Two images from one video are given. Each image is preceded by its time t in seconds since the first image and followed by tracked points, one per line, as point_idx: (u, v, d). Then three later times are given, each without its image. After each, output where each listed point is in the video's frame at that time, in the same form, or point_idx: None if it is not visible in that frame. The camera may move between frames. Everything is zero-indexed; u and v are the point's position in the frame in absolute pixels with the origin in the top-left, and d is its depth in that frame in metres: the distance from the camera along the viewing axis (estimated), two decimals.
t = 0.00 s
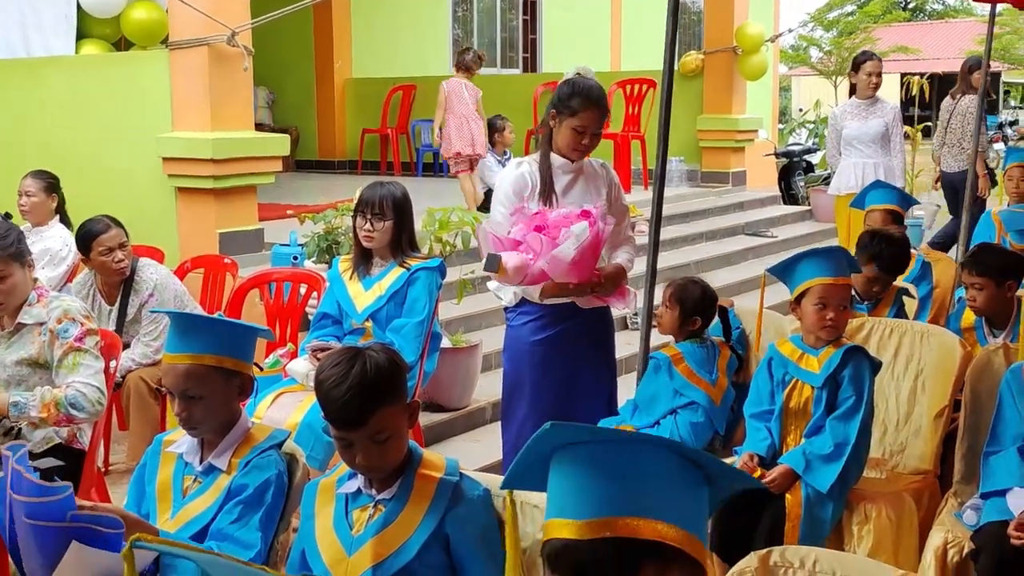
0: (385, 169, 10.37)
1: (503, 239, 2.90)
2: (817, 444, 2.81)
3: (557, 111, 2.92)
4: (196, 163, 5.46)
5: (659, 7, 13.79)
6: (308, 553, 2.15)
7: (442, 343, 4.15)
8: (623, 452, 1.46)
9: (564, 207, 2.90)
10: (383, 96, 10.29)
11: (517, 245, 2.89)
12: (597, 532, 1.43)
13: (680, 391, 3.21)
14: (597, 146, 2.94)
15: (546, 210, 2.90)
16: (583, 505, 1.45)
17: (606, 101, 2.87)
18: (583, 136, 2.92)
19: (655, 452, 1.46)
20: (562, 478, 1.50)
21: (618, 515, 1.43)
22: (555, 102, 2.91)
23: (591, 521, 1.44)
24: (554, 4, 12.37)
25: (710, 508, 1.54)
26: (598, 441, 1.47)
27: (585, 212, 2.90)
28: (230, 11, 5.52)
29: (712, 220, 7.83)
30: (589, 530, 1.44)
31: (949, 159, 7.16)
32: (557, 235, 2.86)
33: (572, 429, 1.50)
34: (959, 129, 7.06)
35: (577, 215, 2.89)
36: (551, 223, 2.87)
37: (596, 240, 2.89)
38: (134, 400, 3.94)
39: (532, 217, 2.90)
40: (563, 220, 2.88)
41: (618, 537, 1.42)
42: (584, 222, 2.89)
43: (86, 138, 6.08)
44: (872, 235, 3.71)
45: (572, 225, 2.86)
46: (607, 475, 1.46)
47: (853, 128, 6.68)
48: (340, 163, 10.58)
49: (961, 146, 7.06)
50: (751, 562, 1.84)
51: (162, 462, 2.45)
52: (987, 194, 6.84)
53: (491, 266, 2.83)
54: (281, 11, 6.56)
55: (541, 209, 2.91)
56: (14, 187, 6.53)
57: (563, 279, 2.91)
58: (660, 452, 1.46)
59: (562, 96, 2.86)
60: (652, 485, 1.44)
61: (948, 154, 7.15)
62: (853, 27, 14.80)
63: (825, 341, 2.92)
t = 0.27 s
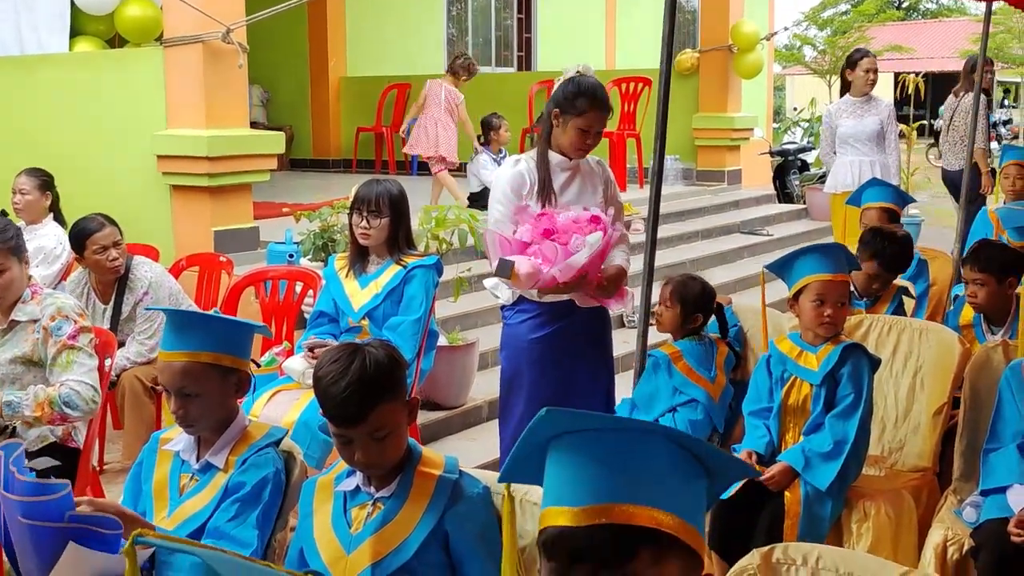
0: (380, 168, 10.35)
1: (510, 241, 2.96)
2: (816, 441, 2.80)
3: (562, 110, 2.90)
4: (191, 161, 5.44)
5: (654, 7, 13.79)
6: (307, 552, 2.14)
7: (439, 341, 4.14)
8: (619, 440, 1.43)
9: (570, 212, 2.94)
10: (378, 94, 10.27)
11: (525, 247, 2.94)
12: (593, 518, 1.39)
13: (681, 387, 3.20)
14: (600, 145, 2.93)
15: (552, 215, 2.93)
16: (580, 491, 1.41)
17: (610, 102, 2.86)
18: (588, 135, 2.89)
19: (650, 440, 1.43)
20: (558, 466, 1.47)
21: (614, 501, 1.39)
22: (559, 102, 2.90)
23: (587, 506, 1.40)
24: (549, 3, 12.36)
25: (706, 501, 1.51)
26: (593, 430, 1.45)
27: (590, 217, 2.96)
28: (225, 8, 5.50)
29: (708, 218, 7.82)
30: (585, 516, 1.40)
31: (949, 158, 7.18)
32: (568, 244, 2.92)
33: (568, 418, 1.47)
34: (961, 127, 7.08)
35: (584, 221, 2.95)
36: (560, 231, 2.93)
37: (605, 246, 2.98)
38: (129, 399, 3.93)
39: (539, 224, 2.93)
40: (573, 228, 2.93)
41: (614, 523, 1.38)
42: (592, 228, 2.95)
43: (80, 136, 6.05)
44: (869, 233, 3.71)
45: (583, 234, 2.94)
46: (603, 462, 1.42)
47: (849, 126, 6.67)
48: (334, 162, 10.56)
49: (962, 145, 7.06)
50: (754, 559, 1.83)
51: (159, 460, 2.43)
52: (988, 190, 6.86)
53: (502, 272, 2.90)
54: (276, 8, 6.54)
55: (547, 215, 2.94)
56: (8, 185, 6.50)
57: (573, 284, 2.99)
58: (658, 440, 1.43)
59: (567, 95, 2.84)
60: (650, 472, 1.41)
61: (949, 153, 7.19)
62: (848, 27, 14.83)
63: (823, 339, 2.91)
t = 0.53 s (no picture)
0: (376, 168, 10.34)
1: (507, 247, 2.95)
2: (812, 443, 2.80)
3: (563, 111, 2.89)
4: (186, 161, 5.43)
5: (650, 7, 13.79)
6: (300, 554, 2.13)
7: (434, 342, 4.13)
8: (614, 440, 1.42)
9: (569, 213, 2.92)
10: (374, 94, 10.26)
11: (523, 253, 2.93)
12: (588, 518, 1.38)
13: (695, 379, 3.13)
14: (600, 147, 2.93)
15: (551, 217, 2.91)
16: (576, 492, 1.40)
17: (611, 103, 2.86)
18: (588, 137, 2.89)
19: (645, 440, 1.42)
20: (553, 467, 1.45)
21: (611, 501, 1.38)
22: (560, 104, 2.89)
23: (583, 507, 1.38)
24: (545, 3, 12.35)
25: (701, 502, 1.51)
26: (587, 431, 1.43)
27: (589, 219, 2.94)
28: (218, 8, 5.49)
29: (703, 218, 7.82)
30: (581, 517, 1.38)
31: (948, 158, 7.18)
32: (568, 244, 2.89)
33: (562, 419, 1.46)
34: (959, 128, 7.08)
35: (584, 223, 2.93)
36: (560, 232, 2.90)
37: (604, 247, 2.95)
38: (123, 400, 3.92)
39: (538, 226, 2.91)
40: (572, 229, 2.90)
41: (610, 524, 1.36)
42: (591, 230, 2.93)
43: (74, 137, 6.04)
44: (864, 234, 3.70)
45: (581, 233, 2.90)
46: (596, 462, 1.41)
47: (844, 126, 6.65)
48: (330, 163, 10.54)
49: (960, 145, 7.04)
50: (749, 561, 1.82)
51: (152, 462, 2.42)
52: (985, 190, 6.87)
53: (503, 275, 2.88)
54: (270, 8, 6.52)
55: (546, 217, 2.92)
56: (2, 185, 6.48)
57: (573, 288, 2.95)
58: (652, 441, 1.42)
59: (570, 97, 2.83)
60: (646, 472, 1.40)
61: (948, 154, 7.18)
62: (843, 27, 14.85)
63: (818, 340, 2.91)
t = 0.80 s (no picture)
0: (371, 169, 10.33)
1: (510, 247, 2.92)
2: (806, 445, 2.79)
3: (562, 112, 2.88)
4: (180, 162, 5.41)
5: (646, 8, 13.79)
6: (291, 558, 2.11)
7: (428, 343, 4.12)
8: (604, 447, 1.41)
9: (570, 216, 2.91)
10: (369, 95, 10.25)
11: (525, 254, 2.91)
12: (580, 526, 1.36)
13: (710, 387, 3.10)
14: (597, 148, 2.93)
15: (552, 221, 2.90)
16: (568, 499, 1.38)
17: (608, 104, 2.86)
18: (586, 138, 2.90)
19: (635, 445, 1.41)
20: (544, 475, 1.45)
21: (603, 508, 1.36)
22: (558, 105, 2.89)
23: (575, 514, 1.37)
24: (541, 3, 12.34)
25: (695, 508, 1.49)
26: (578, 437, 1.43)
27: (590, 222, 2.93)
28: (212, 8, 5.47)
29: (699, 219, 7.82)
30: (573, 524, 1.36)
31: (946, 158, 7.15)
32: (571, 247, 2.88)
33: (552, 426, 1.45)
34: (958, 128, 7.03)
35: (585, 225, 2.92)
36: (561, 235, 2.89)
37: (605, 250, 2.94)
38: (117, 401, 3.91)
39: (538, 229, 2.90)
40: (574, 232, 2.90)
41: (603, 531, 1.35)
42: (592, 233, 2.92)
43: (68, 138, 6.02)
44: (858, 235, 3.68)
45: (586, 237, 2.92)
46: (587, 468, 1.40)
47: (840, 127, 6.64)
48: (326, 163, 10.53)
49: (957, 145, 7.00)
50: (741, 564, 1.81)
51: (143, 465, 2.41)
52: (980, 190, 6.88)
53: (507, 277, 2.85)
54: (265, 9, 6.51)
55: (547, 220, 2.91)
56: None
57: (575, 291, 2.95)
58: (644, 446, 1.41)
59: (568, 97, 2.83)
60: (638, 478, 1.38)
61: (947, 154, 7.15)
62: (840, 27, 14.85)
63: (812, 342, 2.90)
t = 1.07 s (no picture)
0: (368, 170, 10.34)
1: (502, 258, 2.91)
2: (800, 446, 2.78)
3: (561, 115, 2.86)
4: (173, 163, 5.40)
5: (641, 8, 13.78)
6: (281, 560, 2.10)
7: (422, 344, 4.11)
8: (590, 447, 1.40)
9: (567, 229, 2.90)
10: (365, 96, 10.24)
11: (519, 264, 2.89)
12: (567, 528, 1.35)
13: (707, 389, 3.10)
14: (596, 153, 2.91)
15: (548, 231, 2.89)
16: (555, 501, 1.37)
17: (608, 108, 2.84)
18: (586, 141, 2.88)
19: (624, 447, 1.40)
20: (531, 476, 1.44)
21: (590, 511, 1.36)
22: (559, 107, 2.86)
23: (562, 516, 1.36)
24: (537, 4, 12.34)
25: (682, 508, 1.48)
26: (565, 438, 1.42)
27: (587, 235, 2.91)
28: (206, 9, 5.46)
29: (694, 219, 7.81)
30: (559, 526, 1.36)
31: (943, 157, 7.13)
32: (567, 259, 2.86)
33: (539, 427, 1.44)
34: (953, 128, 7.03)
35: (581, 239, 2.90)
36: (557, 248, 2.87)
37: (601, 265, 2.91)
38: (110, 402, 3.90)
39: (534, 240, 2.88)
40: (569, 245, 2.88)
41: (590, 534, 1.34)
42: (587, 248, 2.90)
43: (62, 139, 6.00)
44: (851, 236, 3.68)
45: (579, 250, 2.88)
46: (574, 470, 1.39)
47: (835, 127, 6.64)
48: (321, 164, 10.52)
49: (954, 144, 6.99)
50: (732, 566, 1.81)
51: (133, 468, 2.39)
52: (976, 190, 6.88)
53: (501, 288, 2.82)
54: (259, 9, 6.50)
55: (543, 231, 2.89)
56: None
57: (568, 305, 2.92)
58: (632, 448, 1.40)
59: (569, 100, 2.81)
60: (626, 480, 1.38)
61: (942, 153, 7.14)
62: (837, 27, 14.85)
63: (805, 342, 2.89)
